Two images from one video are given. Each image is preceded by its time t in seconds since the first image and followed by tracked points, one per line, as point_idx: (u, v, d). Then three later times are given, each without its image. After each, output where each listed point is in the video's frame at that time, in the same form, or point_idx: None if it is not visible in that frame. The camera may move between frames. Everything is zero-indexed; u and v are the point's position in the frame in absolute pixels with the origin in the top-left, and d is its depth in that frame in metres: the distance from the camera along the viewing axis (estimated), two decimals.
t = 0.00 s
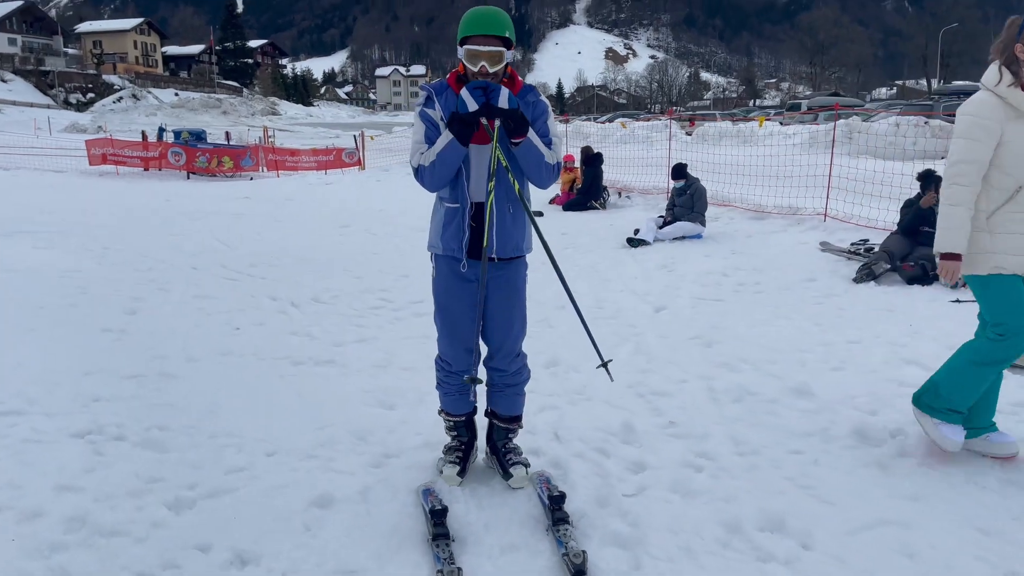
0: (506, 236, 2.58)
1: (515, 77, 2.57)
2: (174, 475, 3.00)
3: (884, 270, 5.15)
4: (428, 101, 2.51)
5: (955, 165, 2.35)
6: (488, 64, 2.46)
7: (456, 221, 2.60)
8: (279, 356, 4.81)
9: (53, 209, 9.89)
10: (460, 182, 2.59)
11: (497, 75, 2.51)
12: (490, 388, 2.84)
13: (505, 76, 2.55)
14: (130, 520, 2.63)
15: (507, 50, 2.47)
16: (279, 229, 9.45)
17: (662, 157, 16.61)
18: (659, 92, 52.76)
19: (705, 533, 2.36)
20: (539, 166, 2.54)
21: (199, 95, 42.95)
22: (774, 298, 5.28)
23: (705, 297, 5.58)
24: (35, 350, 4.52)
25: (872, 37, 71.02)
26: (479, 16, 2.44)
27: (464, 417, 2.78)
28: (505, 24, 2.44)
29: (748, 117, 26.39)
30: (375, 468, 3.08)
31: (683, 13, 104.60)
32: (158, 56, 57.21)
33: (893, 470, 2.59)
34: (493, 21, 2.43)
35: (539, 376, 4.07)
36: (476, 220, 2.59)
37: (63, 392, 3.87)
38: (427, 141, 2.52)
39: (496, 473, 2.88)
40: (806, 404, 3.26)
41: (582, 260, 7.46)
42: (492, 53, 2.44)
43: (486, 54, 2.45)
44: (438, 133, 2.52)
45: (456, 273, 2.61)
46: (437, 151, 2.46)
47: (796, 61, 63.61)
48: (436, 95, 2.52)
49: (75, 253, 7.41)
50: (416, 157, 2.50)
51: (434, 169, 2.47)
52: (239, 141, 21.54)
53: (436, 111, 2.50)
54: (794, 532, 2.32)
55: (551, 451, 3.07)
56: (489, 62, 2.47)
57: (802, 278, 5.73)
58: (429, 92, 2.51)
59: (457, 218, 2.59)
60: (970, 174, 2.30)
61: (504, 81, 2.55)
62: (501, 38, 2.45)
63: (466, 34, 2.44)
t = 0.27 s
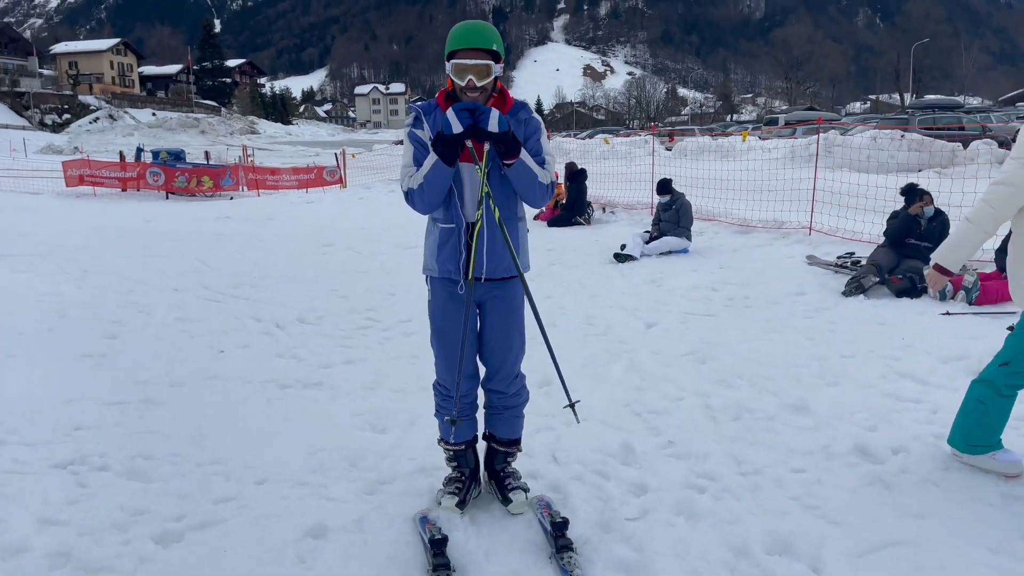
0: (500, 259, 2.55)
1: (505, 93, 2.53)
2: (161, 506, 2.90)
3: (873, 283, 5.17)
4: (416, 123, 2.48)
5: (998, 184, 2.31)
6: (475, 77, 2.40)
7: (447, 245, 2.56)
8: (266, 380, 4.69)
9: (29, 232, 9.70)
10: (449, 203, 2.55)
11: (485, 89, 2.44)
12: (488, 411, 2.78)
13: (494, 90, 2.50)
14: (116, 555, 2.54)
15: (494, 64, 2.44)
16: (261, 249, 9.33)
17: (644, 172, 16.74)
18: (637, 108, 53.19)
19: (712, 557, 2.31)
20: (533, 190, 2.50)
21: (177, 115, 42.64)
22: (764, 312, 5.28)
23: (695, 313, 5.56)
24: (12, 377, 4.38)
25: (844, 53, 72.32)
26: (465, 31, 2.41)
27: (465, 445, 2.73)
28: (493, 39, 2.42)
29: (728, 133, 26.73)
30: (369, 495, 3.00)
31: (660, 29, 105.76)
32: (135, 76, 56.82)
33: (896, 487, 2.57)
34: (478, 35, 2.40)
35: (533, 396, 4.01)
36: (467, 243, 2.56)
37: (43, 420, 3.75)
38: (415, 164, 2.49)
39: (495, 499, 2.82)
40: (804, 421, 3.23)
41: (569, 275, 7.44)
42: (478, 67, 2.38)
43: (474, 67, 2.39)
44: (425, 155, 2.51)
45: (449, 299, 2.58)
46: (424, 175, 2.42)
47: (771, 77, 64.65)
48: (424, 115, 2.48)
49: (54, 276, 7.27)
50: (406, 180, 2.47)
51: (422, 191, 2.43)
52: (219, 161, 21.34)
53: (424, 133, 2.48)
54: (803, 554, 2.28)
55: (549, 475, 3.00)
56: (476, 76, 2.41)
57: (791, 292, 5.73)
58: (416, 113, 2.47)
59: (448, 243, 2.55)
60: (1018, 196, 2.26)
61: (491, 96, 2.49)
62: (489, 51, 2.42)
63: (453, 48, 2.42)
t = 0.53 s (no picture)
0: (487, 290, 2.49)
1: (481, 123, 2.51)
2: (144, 547, 2.80)
3: (861, 299, 5.20)
4: (388, 159, 2.49)
5: None
6: (446, 109, 2.39)
7: (431, 282, 2.51)
8: (250, 409, 4.57)
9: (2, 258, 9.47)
10: (427, 238, 2.50)
11: (458, 121, 2.43)
12: (482, 444, 2.70)
13: (469, 120, 2.48)
14: None
15: (467, 94, 2.44)
16: (241, 272, 9.18)
17: (626, 189, 16.84)
18: (615, 124, 53.59)
19: None
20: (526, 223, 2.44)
21: (152, 136, 42.24)
22: (753, 330, 5.26)
23: (685, 332, 5.53)
24: None
25: (817, 68, 73.79)
26: (438, 62, 2.42)
27: (460, 480, 2.66)
28: (465, 69, 2.44)
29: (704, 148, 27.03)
30: (362, 530, 2.90)
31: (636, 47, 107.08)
32: (109, 98, 56.30)
33: (903, 512, 2.52)
34: (447, 64, 2.41)
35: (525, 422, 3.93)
36: (451, 277, 2.52)
37: (20, 456, 3.62)
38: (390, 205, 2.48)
39: (493, 532, 2.74)
40: (805, 444, 3.18)
41: (556, 295, 7.40)
42: (451, 98, 2.39)
43: (445, 98, 2.39)
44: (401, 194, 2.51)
45: (437, 334, 2.51)
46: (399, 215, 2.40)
47: (746, 93, 65.50)
48: (398, 151, 2.48)
49: (29, 303, 7.08)
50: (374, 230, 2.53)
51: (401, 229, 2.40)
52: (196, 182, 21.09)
53: (397, 171, 2.49)
54: None
55: (547, 505, 2.93)
56: (448, 107, 2.40)
57: (779, 310, 5.73)
58: (389, 149, 2.47)
59: (430, 278, 2.50)
60: None
61: (466, 128, 2.46)
62: (461, 81, 2.42)
63: (425, 79, 2.43)
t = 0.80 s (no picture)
0: (471, 312, 2.44)
1: (458, 142, 2.46)
2: None
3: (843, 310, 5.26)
4: (364, 183, 2.44)
5: None
6: (419, 133, 2.34)
7: (411, 306, 2.46)
8: (230, 430, 4.47)
9: None
10: (405, 265, 2.45)
11: (433, 143, 2.38)
12: (472, 465, 2.64)
13: (444, 141, 2.43)
14: None
15: (441, 115, 2.38)
16: (219, 290, 9.03)
17: (605, 202, 16.93)
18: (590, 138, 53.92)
19: None
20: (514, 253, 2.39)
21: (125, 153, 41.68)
22: (737, 343, 5.27)
23: (669, 345, 5.52)
24: None
25: (788, 81, 75.10)
26: (407, 84, 2.36)
27: (449, 502, 2.60)
28: (438, 89, 2.37)
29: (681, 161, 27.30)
30: (349, 556, 2.83)
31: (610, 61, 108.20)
32: (81, 115, 55.52)
33: (897, 526, 2.52)
34: (417, 85, 2.35)
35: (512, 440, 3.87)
36: (433, 301, 2.47)
37: None
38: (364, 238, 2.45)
39: (483, 554, 2.68)
40: (795, 456, 3.18)
41: (538, 309, 7.36)
42: (423, 121, 2.33)
43: (417, 122, 2.34)
44: (377, 221, 2.47)
45: (417, 360, 2.47)
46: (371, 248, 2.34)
47: (719, 106, 66.36)
48: (375, 176, 2.44)
49: None
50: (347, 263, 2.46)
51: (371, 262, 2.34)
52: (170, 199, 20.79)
53: (373, 196, 2.44)
54: None
55: (538, 526, 2.87)
56: (421, 131, 2.35)
57: (762, 322, 5.76)
58: (365, 173, 2.43)
59: (410, 304, 2.46)
60: None
61: (442, 149, 2.42)
62: (432, 103, 2.36)
63: (394, 104, 2.36)
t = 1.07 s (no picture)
0: (466, 334, 2.39)
1: (449, 163, 2.39)
2: None
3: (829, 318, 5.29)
4: (354, 209, 2.34)
5: None
6: (411, 160, 2.26)
7: (402, 330, 2.38)
8: (210, 449, 4.34)
9: None
10: (395, 290, 2.37)
11: (425, 169, 2.31)
12: (465, 481, 2.57)
13: (436, 165, 2.37)
14: None
15: (432, 139, 2.31)
16: (195, 304, 8.83)
17: (585, 212, 16.96)
18: (567, 149, 54.08)
19: None
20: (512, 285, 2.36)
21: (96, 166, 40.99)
22: (725, 352, 5.25)
23: (656, 355, 5.48)
24: None
25: (761, 92, 76.19)
26: (396, 110, 2.27)
27: (442, 520, 2.52)
28: (429, 113, 2.30)
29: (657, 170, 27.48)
30: None
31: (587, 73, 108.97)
32: (52, 128, 54.56)
33: (897, 537, 2.49)
34: (407, 108, 2.27)
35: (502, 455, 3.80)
36: (425, 326, 2.40)
37: None
38: (353, 269, 2.37)
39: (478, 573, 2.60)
40: (789, 466, 3.16)
41: (523, 320, 7.30)
42: (414, 148, 2.26)
43: (407, 149, 2.26)
44: (366, 247, 2.38)
45: (408, 382, 2.39)
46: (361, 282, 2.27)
47: (694, 117, 67.05)
48: (365, 201, 2.35)
49: None
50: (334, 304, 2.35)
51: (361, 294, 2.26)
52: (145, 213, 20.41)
53: (363, 221, 2.35)
54: None
55: (533, 542, 2.81)
56: (411, 158, 2.27)
57: (748, 331, 5.75)
58: (355, 199, 2.33)
59: (401, 329, 2.38)
60: None
61: (434, 173, 2.35)
62: (423, 128, 2.29)
63: (381, 130, 2.28)
